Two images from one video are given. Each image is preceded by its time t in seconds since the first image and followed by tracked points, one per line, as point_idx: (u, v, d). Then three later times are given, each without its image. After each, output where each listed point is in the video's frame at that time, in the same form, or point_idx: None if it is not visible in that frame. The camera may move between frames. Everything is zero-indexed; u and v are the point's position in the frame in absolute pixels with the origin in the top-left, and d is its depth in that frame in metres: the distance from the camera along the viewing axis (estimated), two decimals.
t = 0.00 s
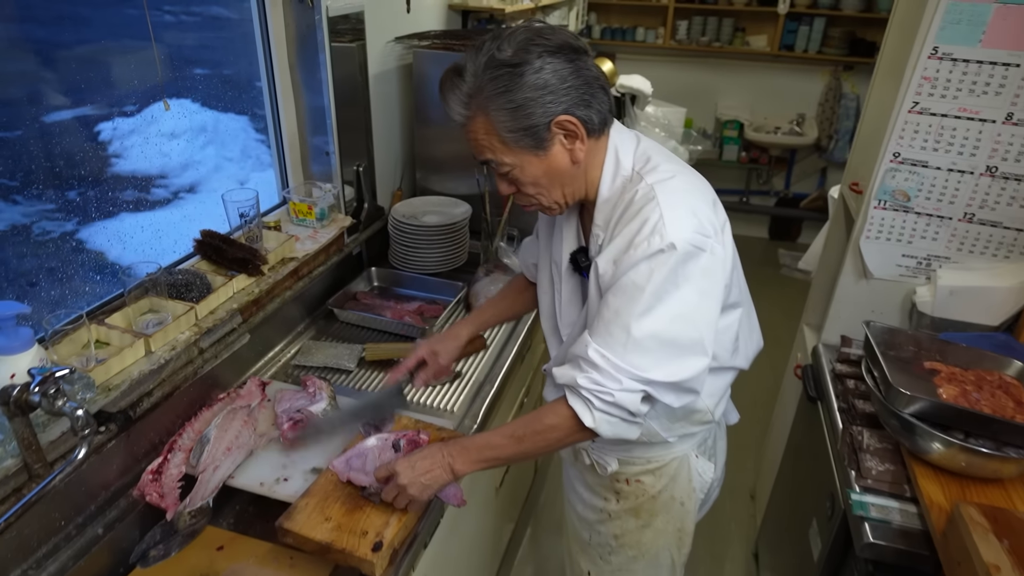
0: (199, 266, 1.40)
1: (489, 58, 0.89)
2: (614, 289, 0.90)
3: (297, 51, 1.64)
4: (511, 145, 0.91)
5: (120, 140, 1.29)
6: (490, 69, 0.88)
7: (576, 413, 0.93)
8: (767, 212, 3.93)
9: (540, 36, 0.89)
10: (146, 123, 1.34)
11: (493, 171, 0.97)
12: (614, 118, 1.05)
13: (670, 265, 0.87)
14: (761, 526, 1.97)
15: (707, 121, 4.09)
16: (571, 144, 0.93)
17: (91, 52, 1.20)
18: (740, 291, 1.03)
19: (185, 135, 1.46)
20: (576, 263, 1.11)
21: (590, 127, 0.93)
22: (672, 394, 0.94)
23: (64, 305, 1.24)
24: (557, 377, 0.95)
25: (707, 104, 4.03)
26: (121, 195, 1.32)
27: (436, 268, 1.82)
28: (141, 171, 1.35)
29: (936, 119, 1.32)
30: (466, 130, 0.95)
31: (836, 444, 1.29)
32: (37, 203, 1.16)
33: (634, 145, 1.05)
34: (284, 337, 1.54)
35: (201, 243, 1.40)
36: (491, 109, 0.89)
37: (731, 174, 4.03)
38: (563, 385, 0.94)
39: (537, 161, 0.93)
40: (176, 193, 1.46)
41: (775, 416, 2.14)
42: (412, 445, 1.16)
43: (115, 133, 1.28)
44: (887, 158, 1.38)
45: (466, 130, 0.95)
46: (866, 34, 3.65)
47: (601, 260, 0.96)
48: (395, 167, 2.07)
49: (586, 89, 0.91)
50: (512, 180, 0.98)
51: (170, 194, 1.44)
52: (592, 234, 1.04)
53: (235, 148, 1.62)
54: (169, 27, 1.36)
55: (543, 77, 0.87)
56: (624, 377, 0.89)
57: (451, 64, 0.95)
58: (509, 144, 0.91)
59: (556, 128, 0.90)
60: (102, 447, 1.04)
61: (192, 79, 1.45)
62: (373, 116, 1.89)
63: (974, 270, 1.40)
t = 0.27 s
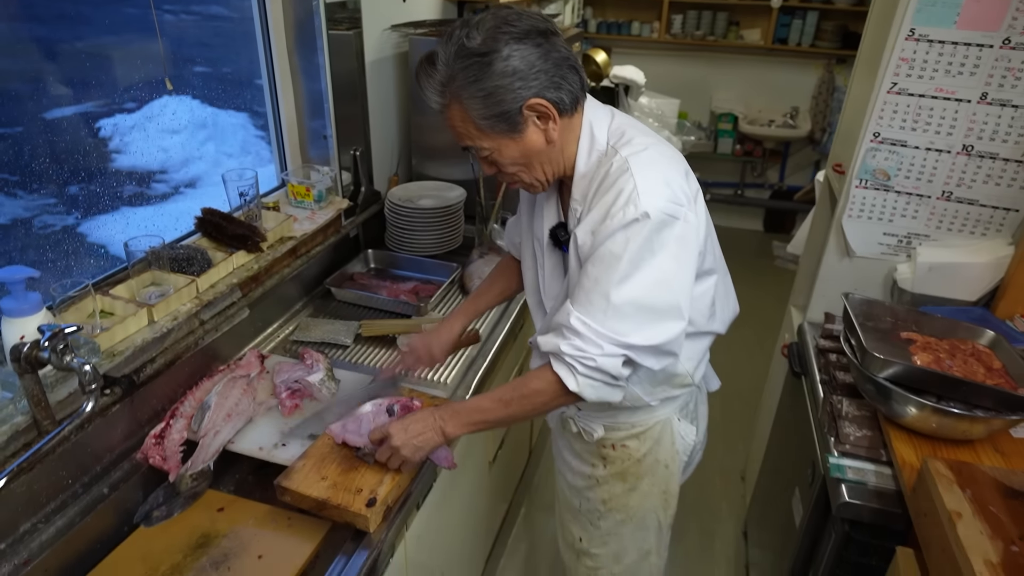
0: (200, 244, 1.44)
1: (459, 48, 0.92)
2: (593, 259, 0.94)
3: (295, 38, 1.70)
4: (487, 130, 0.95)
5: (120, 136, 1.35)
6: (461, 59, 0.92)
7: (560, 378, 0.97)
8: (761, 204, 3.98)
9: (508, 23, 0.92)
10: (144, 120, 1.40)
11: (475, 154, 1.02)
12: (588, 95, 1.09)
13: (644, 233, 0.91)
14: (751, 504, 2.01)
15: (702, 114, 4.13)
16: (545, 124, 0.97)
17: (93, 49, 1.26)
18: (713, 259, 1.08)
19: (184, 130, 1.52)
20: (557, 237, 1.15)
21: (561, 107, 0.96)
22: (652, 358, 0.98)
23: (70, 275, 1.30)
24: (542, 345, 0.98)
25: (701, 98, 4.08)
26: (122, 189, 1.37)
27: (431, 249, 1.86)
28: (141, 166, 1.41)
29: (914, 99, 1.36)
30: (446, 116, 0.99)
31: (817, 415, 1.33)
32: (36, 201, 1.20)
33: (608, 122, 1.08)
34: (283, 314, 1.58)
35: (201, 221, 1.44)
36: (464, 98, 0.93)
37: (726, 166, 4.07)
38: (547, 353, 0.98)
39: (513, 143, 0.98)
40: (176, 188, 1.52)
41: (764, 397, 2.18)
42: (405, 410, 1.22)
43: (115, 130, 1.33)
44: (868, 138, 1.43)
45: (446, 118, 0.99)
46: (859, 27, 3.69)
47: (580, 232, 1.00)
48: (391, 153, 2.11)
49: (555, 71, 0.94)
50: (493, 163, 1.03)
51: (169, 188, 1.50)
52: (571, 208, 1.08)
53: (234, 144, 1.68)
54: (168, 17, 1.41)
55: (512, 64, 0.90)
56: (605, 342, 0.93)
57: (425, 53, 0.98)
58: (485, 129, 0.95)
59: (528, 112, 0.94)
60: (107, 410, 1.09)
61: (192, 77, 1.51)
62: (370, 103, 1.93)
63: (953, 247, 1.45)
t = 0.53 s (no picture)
0: (200, 237, 1.47)
1: (445, 39, 0.96)
2: (577, 245, 0.97)
3: (292, 35, 1.74)
4: (474, 119, 0.99)
5: (121, 135, 1.38)
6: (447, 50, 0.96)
7: (545, 362, 1.00)
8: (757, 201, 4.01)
9: (492, 14, 0.95)
10: (145, 120, 1.43)
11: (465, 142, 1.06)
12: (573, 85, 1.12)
13: (624, 217, 0.94)
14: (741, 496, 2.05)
15: (698, 112, 4.16)
16: (530, 112, 1.00)
17: (94, 48, 1.29)
18: (695, 247, 1.11)
19: (183, 130, 1.55)
20: (543, 226, 1.18)
21: (545, 95, 1.00)
22: (636, 342, 1.01)
23: (72, 267, 1.33)
24: (528, 331, 1.01)
25: (697, 96, 4.11)
26: (123, 189, 1.41)
27: (427, 244, 1.90)
28: (141, 165, 1.44)
29: (898, 95, 1.39)
30: (436, 107, 1.03)
31: (802, 403, 1.36)
32: (39, 196, 1.23)
33: (593, 112, 1.11)
34: (281, 306, 1.61)
35: (201, 215, 1.48)
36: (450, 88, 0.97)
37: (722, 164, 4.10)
38: (533, 337, 1.00)
39: (500, 130, 1.01)
40: (176, 186, 1.56)
41: (756, 391, 2.21)
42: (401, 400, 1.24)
43: (116, 128, 1.36)
44: (853, 134, 1.46)
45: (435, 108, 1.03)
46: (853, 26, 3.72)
47: (564, 219, 1.03)
48: (388, 150, 2.14)
49: (538, 60, 0.97)
50: (483, 151, 1.06)
51: (170, 187, 1.54)
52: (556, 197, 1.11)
53: (234, 143, 1.72)
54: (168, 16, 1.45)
55: (495, 53, 0.94)
56: (589, 325, 0.96)
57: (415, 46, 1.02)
58: (472, 117, 0.99)
59: (512, 99, 0.97)
60: (108, 397, 1.12)
61: (192, 77, 1.55)
62: (367, 100, 1.96)
63: (937, 240, 1.47)
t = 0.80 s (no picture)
0: (201, 231, 1.50)
1: (445, 29, 0.98)
2: (570, 235, 0.99)
3: (292, 33, 1.76)
4: (472, 107, 1.01)
5: (123, 133, 1.40)
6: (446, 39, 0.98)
7: (542, 349, 1.02)
8: (755, 199, 4.03)
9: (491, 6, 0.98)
10: (147, 119, 1.45)
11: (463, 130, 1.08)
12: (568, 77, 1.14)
13: (615, 206, 0.96)
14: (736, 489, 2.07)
15: (696, 111, 4.19)
16: (525, 102, 1.03)
17: (96, 47, 1.31)
18: (686, 237, 1.13)
19: (185, 129, 1.57)
20: (538, 216, 1.20)
21: (541, 85, 1.02)
22: (629, 330, 1.03)
23: (77, 260, 1.36)
24: (524, 320, 1.03)
25: (695, 95, 4.13)
26: (125, 187, 1.43)
27: (426, 239, 1.92)
28: (143, 164, 1.46)
29: (888, 91, 1.41)
30: (435, 95, 1.05)
31: (794, 393, 1.38)
32: (41, 196, 1.25)
33: (588, 104, 1.13)
34: (281, 300, 1.64)
35: (202, 209, 1.50)
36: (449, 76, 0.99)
37: (720, 162, 4.13)
38: (529, 326, 1.03)
39: (496, 118, 1.03)
40: (178, 185, 1.58)
41: (751, 386, 2.23)
42: (399, 395, 1.25)
43: (117, 128, 1.38)
44: (844, 129, 1.48)
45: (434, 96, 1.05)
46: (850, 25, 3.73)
47: (557, 209, 1.05)
48: (387, 147, 2.17)
49: (535, 51, 1.00)
50: (480, 139, 1.09)
51: (172, 185, 1.56)
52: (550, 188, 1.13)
53: (234, 141, 1.74)
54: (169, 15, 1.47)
55: (493, 42, 0.96)
56: (583, 312, 0.98)
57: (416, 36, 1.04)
58: (469, 105, 1.01)
59: (509, 88, 0.99)
60: (111, 386, 1.14)
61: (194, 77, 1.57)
62: (366, 97, 1.98)
63: (928, 234, 1.50)
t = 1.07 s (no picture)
0: (199, 227, 1.51)
1: (445, 23, 0.99)
2: (562, 231, 1.00)
3: (289, 31, 1.77)
4: (470, 102, 1.03)
5: (122, 133, 1.42)
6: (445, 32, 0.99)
7: (531, 341, 1.04)
8: (752, 198, 4.04)
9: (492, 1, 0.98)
10: (146, 118, 1.47)
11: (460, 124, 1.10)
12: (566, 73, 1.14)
13: (607, 205, 0.97)
14: (731, 484, 2.08)
15: (694, 109, 4.20)
16: (523, 98, 1.04)
17: (95, 45, 1.32)
18: (679, 234, 1.14)
19: (184, 128, 1.59)
20: (533, 210, 1.22)
21: (539, 82, 1.03)
22: (619, 324, 1.04)
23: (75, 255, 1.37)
24: (515, 311, 1.05)
25: (693, 93, 4.15)
26: (123, 185, 1.45)
27: (423, 235, 1.93)
28: (142, 162, 1.48)
29: (880, 88, 1.43)
30: (433, 88, 1.06)
31: (787, 388, 1.39)
32: (40, 194, 1.26)
33: (585, 100, 1.14)
34: (278, 296, 1.65)
35: (200, 205, 1.51)
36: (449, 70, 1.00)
37: (718, 161, 4.14)
38: (520, 318, 1.05)
39: (494, 113, 1.05)
40: (177, 183, 1.60)
41: (747, 382, 2.24)
42: (382, 375, 1.31)
43: (117, 127, 1.40)
44: (837, 126, 1.49)
45: (433, 89, 1.06)
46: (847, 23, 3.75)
47: (551, 204, 1.06)
48: (384, 144, 2.18)
49: (534, 48, 1.01)
50: (476, 132, 1.10)
51: (171, 184, 1.58)
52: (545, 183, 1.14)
53: (234, 141, 1.76)
54: (167, 13, 1.48)
55: (493, 38, 0.97)
56: (572, 307, 0.99)
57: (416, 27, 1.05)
58: (468, 100, 1.02)
59: (508, 85, 1.01)
60: (109, 378, 1.15)
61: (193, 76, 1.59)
62: (363, 95, 2.00)
63: (919, 230, 1.51)
